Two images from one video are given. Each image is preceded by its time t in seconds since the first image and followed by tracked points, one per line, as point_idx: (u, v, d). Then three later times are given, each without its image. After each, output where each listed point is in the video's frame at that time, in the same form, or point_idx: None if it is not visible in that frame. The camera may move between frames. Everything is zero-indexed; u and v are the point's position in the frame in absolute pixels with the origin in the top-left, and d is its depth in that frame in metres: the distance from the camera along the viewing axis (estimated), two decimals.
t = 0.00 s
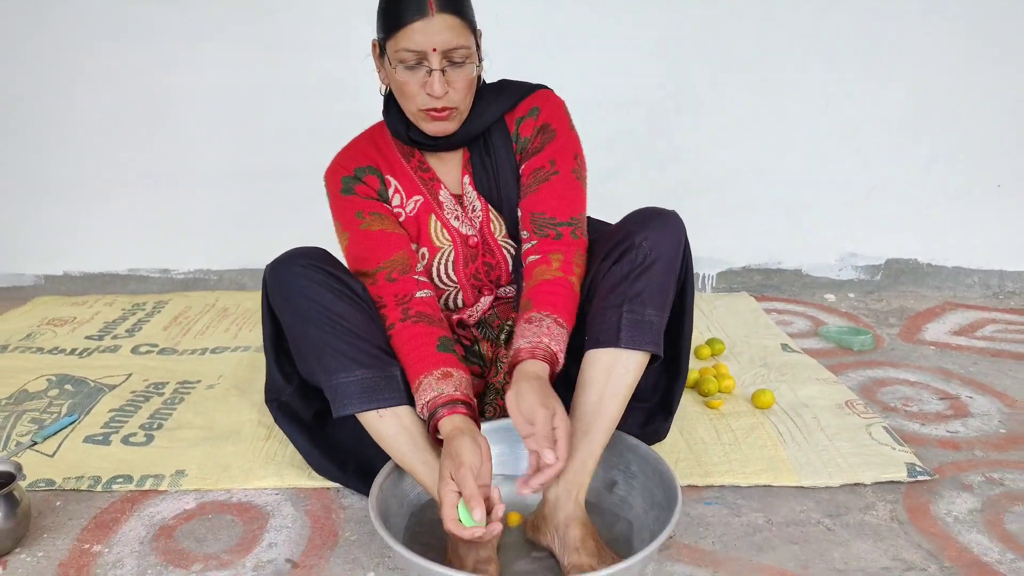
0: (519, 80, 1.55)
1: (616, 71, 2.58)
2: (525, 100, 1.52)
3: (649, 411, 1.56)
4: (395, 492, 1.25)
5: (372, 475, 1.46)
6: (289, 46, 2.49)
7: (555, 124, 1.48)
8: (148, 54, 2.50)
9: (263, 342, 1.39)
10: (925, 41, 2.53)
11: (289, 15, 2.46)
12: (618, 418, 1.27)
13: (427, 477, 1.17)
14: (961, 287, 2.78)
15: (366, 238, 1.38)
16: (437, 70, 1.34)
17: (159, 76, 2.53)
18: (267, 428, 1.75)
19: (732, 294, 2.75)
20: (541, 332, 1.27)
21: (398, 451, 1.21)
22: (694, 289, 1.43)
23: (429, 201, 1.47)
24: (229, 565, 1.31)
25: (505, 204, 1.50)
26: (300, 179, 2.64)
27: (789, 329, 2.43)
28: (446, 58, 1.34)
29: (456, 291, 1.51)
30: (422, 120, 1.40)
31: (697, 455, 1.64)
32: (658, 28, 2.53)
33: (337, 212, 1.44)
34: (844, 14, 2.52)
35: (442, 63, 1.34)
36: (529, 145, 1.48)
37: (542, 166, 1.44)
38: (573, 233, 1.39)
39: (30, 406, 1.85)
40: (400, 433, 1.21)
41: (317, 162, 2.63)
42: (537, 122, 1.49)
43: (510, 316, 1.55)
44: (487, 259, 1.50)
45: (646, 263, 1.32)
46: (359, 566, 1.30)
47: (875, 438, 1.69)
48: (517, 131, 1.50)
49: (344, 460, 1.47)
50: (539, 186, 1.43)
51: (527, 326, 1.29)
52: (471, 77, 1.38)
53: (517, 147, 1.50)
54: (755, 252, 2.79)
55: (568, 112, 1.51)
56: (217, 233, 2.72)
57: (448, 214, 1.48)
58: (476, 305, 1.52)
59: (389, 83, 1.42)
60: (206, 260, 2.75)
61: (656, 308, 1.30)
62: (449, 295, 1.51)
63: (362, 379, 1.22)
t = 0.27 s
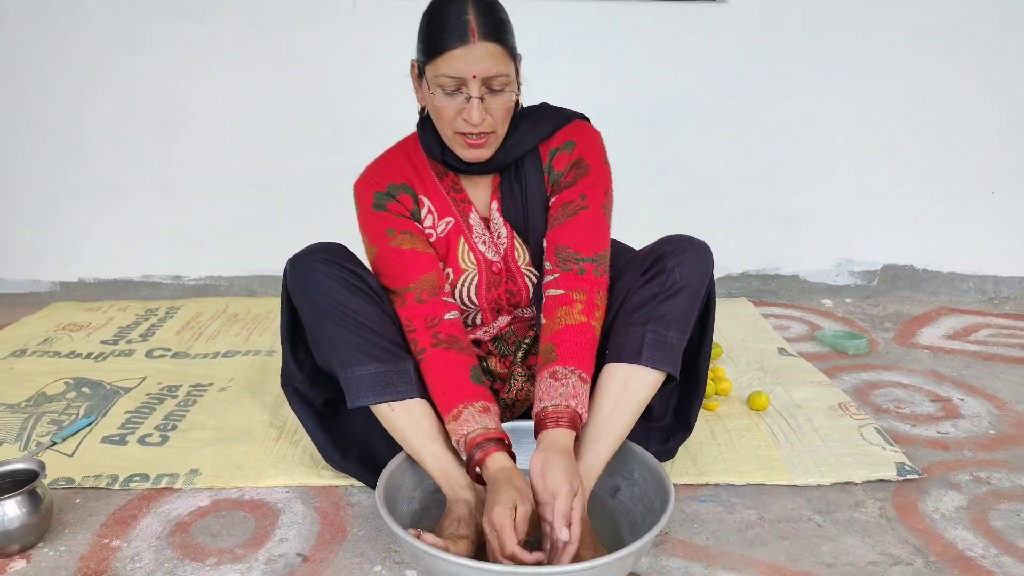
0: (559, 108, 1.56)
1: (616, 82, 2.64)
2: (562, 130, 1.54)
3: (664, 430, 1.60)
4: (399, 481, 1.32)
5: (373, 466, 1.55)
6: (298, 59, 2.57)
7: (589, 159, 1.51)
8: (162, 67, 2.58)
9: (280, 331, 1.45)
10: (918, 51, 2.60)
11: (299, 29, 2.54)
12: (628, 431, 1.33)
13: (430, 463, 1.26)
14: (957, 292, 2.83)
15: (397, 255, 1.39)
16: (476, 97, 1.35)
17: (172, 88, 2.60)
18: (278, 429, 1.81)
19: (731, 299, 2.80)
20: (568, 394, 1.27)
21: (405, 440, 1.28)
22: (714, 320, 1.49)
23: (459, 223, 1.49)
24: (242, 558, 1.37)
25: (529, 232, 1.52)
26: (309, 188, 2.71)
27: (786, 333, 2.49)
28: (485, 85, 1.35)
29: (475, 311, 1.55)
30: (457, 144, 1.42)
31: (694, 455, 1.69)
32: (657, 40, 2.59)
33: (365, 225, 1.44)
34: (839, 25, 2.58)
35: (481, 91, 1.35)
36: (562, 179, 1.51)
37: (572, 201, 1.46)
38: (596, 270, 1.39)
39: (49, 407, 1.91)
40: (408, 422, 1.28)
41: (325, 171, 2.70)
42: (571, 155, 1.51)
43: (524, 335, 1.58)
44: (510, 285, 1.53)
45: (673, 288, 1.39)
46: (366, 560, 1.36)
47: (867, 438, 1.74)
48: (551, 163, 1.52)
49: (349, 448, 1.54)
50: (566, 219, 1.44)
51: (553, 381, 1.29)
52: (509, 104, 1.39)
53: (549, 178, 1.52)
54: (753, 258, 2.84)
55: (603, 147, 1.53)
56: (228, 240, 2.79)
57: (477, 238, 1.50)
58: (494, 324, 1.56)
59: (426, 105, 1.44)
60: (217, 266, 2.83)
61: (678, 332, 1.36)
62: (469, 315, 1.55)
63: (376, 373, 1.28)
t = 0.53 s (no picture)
0: (601, 117, 1.60)
1: (618, 74, 2.66)
2: (601, 140, 1.58)
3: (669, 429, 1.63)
4: (408, 461, 1.37)
5: (383, 447, 1.59)
6: (304, 52, 2.60)
7: (624, 171, 1.55)
8: (170, 60, 2.61)
9: (295, 314, 1.51)
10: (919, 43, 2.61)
11: (305, 22, 2.57)
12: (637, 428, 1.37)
13: (439, 444, 1.31)
14: (954, 282, 2.89)
15: (433, 246, 1.41)
16: (526, 108, 1.37)
17: (181, 81, 2.64)
18: (287, 415, 1.86)
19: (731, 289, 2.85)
20: (574, 411, 1.31)
21: (417, 421, 1.33)
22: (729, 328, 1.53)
23: (494, 218, 1.52)
24: (256, 538, 1.42)
25: (557, 237, 1.58)
26: (316, 179, 2.76)
27: (785, 322, 2.53)
28: (536, 97, 1.37)
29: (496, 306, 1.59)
30: (501, 150, 1.45)
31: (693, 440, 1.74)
32: (659, 31, 2.61)
33: (400, 210, 1.45)
34: (839, 17, 2.59)
35: (531, 102, 1.37)
36: (595, 188, 1.55)
37: (602, 212, 1.50)
38: (612, 284, 1.43)
39: (65, 394, 1.96)
40: (420, 403, 1.33)
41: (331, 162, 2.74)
42: (608, 167, 1.55)
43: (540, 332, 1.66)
44: (534, 286, 1.58)
45: (695, 292, 1.44)
46: (375, 540, 1.41)
47: (862, 424, 1.78)
48: (587, 172, 1.55)
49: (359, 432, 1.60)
50: (594, 229, 1.48)
51: (562, 398, 1.32)
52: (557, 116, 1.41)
53: (583, 186, 1.56)
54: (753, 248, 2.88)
55: (638, 162, 1.58)
56: (236, 231, 2.84)
57: (508, 236, 1.53)
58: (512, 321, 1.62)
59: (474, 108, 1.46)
60: (226, 257, 2.88)
61: (696, 336, 1.41)
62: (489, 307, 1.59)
63: (389, 356, 1.33)
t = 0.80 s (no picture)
0: (608, 123, 1.65)
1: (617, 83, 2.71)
2: (611, 145, 1.63)
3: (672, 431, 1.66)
4: (415, 468, 1.41)
5: (389, 457, 1.62)
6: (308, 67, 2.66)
7: (632, 176, 1.60)
8: (177, 77, 2.67)
9: (303, 326, 1.54)
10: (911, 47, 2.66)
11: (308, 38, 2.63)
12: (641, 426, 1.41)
13: (445, 456, 1.33)
14: (953, 282, 2.92)
15: (435, 235, 1.46)
16: (542, 104, 1.42)
17: (188, 98, 2.69)
18: (297, 423, 1.90)
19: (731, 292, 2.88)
20: (596, 392, 1.35)
21: (422, 434, 1.35)
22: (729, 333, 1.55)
23: (499, 211, 1.56)
24: (270, 543, 1.46)
25: (566, 237, 1.62)
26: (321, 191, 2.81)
27: (785, 324, 2.56)
28: (552, 94, 1.42)
29: (499, 300, 1.60)
30: (515, 144, 1.50)
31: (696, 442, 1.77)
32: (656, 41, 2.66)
33: (410, 196, 1.51)
34: (833, 24, 2.64)
35: (547, 99, 1.42)
36: (605, 191, 1.59)
37: (612, 215, 1.56)
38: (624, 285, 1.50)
39: (79, 406, 2.01)
40: (425, 416, 1.35)
41: (336, 175, 2.79)
42: (616, 170, 1.60)
43: (542, 333, 1.65)
44: (536, 280, 1.61)
45: (692, 297, 1.46)
46: (386, 543, 1.44)
47: (861, 423, 1.81)
48: (596, 174, 1.60)
49: (363, 447, 1.63)
50: (606, 232, 1.54)
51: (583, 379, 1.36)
52: (570, 114, 1.46)
53: (592, 189, 1.60)
54: (753, 252, 2.92)
55: (644, 168, 1.63)
56: (243, 244, 2.88)
57: (512, 229, 1.57)
58: (514, 317, 1.61)
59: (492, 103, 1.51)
60: (233, 269, 2.92)
61: (695, 338, 1.44)
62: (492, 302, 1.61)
63: (395, 370, 1.35)
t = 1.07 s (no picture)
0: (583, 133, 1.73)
1: (601, 104, 2.79)
2: (587, 152, 1.71)
3: (651, 434, 1.73)
4: (405, 476, 1.46)
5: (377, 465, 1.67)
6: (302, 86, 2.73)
7: (609, 180, 1.68)
8: (172, 94, 2.73)
9: (299, 337, 1.59)
10: (882, 74, 2.77)
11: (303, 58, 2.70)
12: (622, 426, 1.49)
13: (436, 459, 1.39)
14: (925, 299, 3.02)
15: (425, 238, 1.52)
16: (525, 117, 1.50)
17: (182, 113, 2.75)
18: (288, 432, 1.95)
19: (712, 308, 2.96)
20: (577, 367, 1.44)
21: (414, 440, 1.40)
22: (702, 339, 1.64)
23: (485, 216, 1.63)
24: (262, 546, 1.50)
25: (549, 240, 1.68)
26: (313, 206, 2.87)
27: (763, 339, 2.64)
28: (535, 107, 1.50)
29: (485, 302, 1.67)
30: (499, 154, 1.57)
31: (675, 450, 1.84)
32: (639, 64, 2.76)
33: (400, 203, 1.57)
34: (809, 51, 2.75)
35: (530, 112, 1.50)
36: (584, 195, 1.67)
37: (593, 218, 1.64)
38: (607, 279, 1.58)
39: (72, 415, 2.04)
40: (416, 423, 1.40)
41: (328, 190, 2.86)
42: (594, 176, 1.68)
43: (527, 336, 1.70)
44: (521, 281, 1.67)
45: (666, 304, 1.54)
46: (376, 546, 1.50)
47: (833, 434, 1.89)
48: (576, 179, 1.67)
49: (353, 456, 1.69)
50: (588, 233, 1.62)
51: (566, 359, 1.46)
52: (551, 126, 1.55)
53: (573, 193, 1.67)
54: (733, 269, 3.00)
55: (618, 171, 1.72)
56: (235, 257, 2.93)
57: (498, 233, 1.63)
58: (499, 317, 1.68)
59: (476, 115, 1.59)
60: (224, 282, 2.96)
61: (669, 343, 1.51)
62: (479, 304, 1.67)
63: (389, 376, 1.40)
